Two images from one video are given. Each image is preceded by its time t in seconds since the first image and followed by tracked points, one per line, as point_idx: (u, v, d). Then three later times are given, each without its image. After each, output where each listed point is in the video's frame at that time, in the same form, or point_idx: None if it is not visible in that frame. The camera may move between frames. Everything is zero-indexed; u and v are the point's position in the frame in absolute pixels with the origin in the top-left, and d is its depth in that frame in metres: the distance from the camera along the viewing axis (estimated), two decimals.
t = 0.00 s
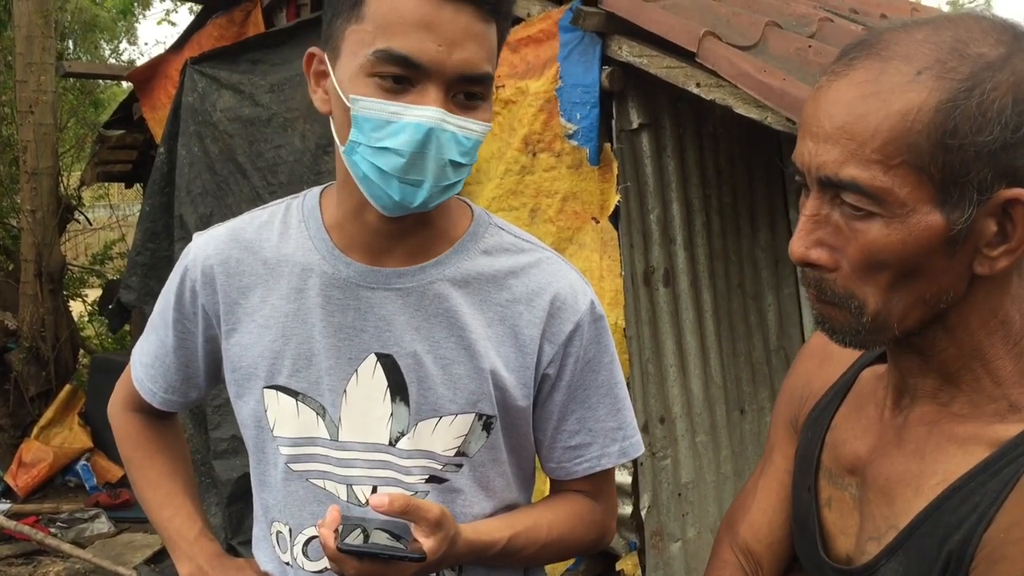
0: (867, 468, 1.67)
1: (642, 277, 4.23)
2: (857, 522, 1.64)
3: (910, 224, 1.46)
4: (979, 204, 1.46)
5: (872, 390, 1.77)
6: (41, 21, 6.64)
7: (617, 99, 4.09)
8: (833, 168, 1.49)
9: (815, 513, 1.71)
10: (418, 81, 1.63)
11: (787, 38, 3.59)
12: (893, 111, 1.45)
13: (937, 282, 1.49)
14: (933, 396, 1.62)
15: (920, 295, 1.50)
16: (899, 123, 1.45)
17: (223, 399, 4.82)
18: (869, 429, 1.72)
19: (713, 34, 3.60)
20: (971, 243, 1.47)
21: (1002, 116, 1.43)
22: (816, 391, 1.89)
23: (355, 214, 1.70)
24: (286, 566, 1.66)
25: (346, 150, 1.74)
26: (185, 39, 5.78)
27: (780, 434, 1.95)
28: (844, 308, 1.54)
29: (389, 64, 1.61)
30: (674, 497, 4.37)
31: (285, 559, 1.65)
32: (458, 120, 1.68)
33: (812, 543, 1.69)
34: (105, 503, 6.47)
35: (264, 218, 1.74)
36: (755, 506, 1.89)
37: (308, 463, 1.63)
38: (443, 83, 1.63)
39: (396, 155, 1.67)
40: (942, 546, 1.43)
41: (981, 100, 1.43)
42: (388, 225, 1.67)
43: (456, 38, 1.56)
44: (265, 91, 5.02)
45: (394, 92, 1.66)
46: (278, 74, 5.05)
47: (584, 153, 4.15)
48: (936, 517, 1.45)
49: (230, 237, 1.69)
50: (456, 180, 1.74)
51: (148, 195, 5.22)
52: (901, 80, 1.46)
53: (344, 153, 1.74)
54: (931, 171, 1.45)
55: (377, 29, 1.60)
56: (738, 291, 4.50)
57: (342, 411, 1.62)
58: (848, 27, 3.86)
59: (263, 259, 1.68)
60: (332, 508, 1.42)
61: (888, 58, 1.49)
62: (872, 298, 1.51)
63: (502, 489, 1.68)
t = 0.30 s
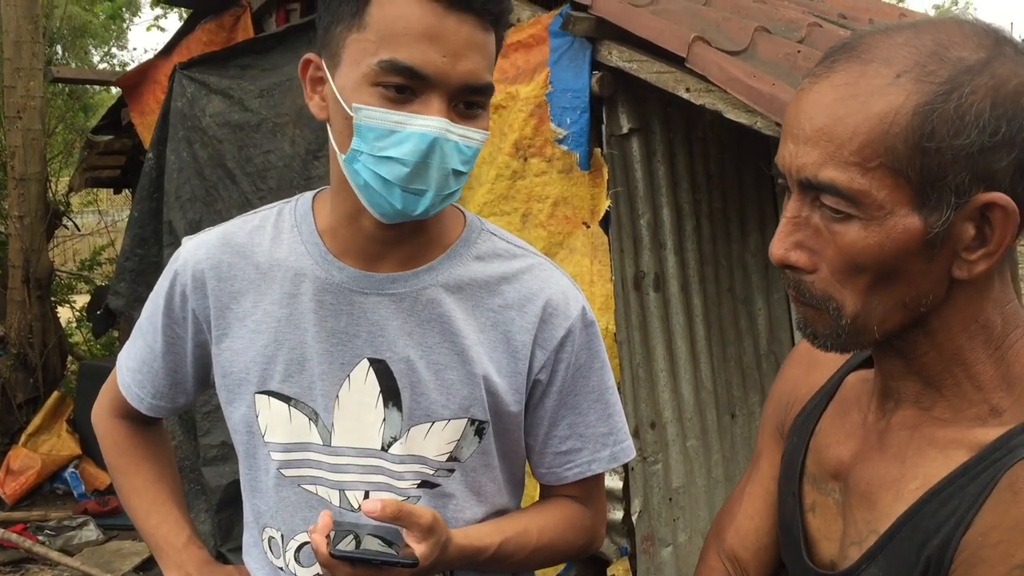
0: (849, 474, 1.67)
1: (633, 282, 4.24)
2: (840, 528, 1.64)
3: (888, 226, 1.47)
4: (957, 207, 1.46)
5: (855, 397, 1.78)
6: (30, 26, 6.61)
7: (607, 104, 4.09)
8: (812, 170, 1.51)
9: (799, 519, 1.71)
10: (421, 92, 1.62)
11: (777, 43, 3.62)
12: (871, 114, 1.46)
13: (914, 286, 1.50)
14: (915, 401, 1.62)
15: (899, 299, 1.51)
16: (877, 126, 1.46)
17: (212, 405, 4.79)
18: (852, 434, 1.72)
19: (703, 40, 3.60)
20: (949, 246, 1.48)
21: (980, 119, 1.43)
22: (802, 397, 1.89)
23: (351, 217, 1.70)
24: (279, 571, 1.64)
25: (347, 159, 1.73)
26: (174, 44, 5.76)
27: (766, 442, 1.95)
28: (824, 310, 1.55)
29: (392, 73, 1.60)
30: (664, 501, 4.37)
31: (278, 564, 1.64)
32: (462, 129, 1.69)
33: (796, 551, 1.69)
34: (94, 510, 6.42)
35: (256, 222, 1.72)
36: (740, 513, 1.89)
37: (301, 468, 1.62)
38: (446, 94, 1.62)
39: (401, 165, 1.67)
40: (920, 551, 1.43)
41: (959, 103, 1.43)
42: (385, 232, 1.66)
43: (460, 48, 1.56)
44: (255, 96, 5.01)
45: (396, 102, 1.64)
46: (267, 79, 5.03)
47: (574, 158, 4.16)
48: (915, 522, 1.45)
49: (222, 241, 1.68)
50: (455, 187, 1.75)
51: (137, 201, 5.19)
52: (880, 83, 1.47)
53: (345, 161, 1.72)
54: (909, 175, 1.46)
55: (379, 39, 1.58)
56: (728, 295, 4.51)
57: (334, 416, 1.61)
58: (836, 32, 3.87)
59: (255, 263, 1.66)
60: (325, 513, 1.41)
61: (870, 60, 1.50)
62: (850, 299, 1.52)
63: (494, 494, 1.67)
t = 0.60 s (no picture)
0: (842, 477, 1.68)
1: (631, 286, 4.25)
2: (833, 530, 1.65)
3: (888, 230, 1.48)
4: (957, 212, 1.47)
5: (846, 400, 1.78)
6: (29, 32, 6.63)
7: (606, 109, 4.12)
8: (814, 172, 1.52)
9: (789, 521, 1.71)
10: (411, 95, 1.63)
11: (773, 48, 3.63)
12: (873, 117, 1.48)
13: (913, 291, 1.51)
14: (910, 405, 1.62)
15: (896, 304, 1.51)
16: (880, 129, 1.47)
17: (212, 410, 4.79)
18: (845, 437, 1.73)
19: (700, 45, 3.61)
20: (948, 251, 1.49)
21: (981, 126, 1.44)
22: (787, 403, 1.90)
23: (351, 220, 1.70)
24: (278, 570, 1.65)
25: (340, 166, 1.74)
26: (174, 49, 5.78)
27: (751, 445, 1.96)
28: (822, 311, 1.56)
29: (383, 79, 1.61)
30: (663, 506, 4.37)
31: (278, 564, 1.64)
32: (452, 132, 1.69)
33: (785, 557, 1.69)
34: (92, 515, 6.41)
35: (258, 225, 1.73)
36: (726, 516, 1.90)
37: (299, 470, 1.63)
38: (437, 97, 1.63)
39: (393, 169, 1.67)
40: (919, 553, 1.43)
41: (962, 109, 1.45)
42: (384, 236, 1.67)
43: (447, 52, 1.57)
44: (254, 102, 5.02)
45: (388, 107, 1.65)
46: (266, 85, 5.04)
47: (572, 163, 4.17)
48: (913, 523, 1.45)
49: (224, 244, 1.69)
50: (450, 191, 1.75)
51: (137, 206, 5.20)
52: (884, 87, 1.48)
53: (340, 168, 1.73)
54: (910, 179, 1.47)
55: (369, 45, 1.60)
56: (726, 300, 4.52)
57: (333, 417, 1.61)
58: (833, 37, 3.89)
59: (256, 266, 1.67)
60: (321, 515, 1.43)
61: (875, 66, 1.51)
62: (848, 300, 1.53)
63: (491, 497, 1.68)
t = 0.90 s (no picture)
0: (842, 469, 1.68)
1: (637, 288, 4.27)
2: (834, 521, 1.65)
3: (900, 212, 1.49)
4: (967, 200, 1.48)
5: (846, 394, 1.79)
6: (40, 37, 6.69)
7: (612, 111, 4.15)
8: (829, 154, 1.54)
9: (791, 514, 1.71)
10: (411, 104, 1.62)
11: (780, 50, 3.63)
12: (890, 102, 1.49)
13: (921, 275, 1.52)
14: (906, 396, 1.63)
15: (903, 292, 1.52)
16: (898, 114, 1.48)
17: (221, 412, 4.81)
18: (844, 430, 1.73)
19: (706, 48, 3.62)
20: (955, 240, 1.50)
21: (996, 117, 1.45)
22: (790, 398, 1.91)
23: (362, 223, 1.72)
24: (288, 565, 1.66)
25: (345, 170, 1.74)
26: (183, 53, 5.81)
27: (753, 442, 1.97)
28: (828, 291, 1.57)
29: (382, 90, 1.61)
30: (670, 507, 4.37)
31: (287, 558, 1.65)
32: (451, 139, 1.67)
33: (790, 550, 1.69)
34: (103, 516, 6.46)
35: (273, 225, 1.75)
36: (730, 510, 1.91)
37: (308, 466, 1.64)
38: (435, 106, 1.62)
39: (391, 177, 1.66)
40: (917, 539, 1.44)
41: (978, 99, 1.46)
42: (395, 240, 1.68)
43: (445, 59, 1.57)
44: (263, 105, 5.05)
45: (388, 116, 1.65)
46: (275, 88, 5.07)
47: (579, 165, 4.18)
48: (912, 512, 1.46)
49: (240, 242, 1.71)
50: (451, 196, 1.73)
51: (146, 208, 5.23)
52: (904, 73, 1.50)
53: (345, 173, 1.74)
54: (925, 164, 1.48)
55: (367, 54, 1.61)
56: (733, 301, 4.52)
57: (342, 415, 1.63)
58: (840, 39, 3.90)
59: (270, 265, 1.69)
60: (327, 509, 1.42)
61: (896, 55, 1.53)
62: (855, 282, 1.54)
63: (496, 499, 1.69)
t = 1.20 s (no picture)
0: (841, 465, 1.69)
1: (644, 287, 4.26)
2: (834, 518, 1.66)
3: (879, 213, 1.51)
4: (946, 197, 1.50)
5: (845, 391, 1.81)
6: (49, 40, 6.74)
7: (618, 111, 4.13)
8: (810, 158, 1.55)
9: (794, 512, 1.73)
10: (413, 109, 1.63)
11: (785, 50, 3.63)
12: (865, 106, 1.51)
13: (904, 273, 1.53)
14: (902, 392, 1.64)
15: (890, 288, 1.53)
16: (872, 118, 1.50)
17: (229, 412, 4.83)
18: (843, 427, 1.75)
19: (711, 47, 3.62)
20: (937, 237, 1.51)
21: (970, 114, 1.47)
22: (793, 396, 1.94)
23: (371, 223, 1.73)
24: (295, 561, 1.67)
25: (351, 172, 1.76)
26: (191, 56, 5.85)
27: (759, 442, 1.98)
28: (818, 291, 1.58)
29: (384, 94, 1.62)
30: (678, 506, 4.38)
31: (294, 553, 1.67)
32: (451, 144, 1.68)
33: (793, 546, 1.70)
34: (113, 517, 6.50)
35: (283, 224, 1.77)
36: (739, 509, 1.91)
37: (314, 463, 1.66)
38: (438, 110, 1.62)
39: (392, 180, 1.67)
40: (910, 533, 1.45)
41: (951, 98, 1.48)
42: (400, 242, 1.69)
43: (447, 65, 1.57)
44: (270, 107, 5.07)
45: (390, 120, 1.66)
46: (282, 90, 5.09)
47: (585, 165, 4.19)
48: (904, 507, 1.47)
49: (250, 239, 1.73)
50: (453, 201, 1.75)
51: (155, 210, 5.26)
52: (877, 77, 1.52)
53: (350, 175, 1.76)
54: (902, 164, 1.50)
55: (372, 58, 1.62)
56: (739, 301, 4.52)
57: (348, 413, 1.64)
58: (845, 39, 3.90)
59: (278, 263, 1.71)
60: (332, 507, 1.45)
61: (867, 60, 1.55)
62: (844, 282, 1.55)
63: (499, 498, 1.71)
